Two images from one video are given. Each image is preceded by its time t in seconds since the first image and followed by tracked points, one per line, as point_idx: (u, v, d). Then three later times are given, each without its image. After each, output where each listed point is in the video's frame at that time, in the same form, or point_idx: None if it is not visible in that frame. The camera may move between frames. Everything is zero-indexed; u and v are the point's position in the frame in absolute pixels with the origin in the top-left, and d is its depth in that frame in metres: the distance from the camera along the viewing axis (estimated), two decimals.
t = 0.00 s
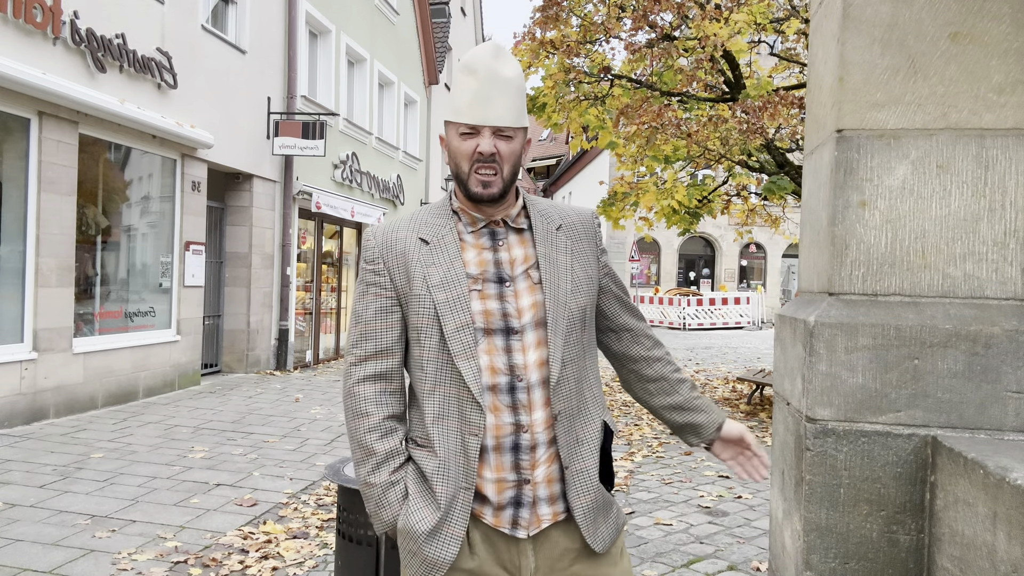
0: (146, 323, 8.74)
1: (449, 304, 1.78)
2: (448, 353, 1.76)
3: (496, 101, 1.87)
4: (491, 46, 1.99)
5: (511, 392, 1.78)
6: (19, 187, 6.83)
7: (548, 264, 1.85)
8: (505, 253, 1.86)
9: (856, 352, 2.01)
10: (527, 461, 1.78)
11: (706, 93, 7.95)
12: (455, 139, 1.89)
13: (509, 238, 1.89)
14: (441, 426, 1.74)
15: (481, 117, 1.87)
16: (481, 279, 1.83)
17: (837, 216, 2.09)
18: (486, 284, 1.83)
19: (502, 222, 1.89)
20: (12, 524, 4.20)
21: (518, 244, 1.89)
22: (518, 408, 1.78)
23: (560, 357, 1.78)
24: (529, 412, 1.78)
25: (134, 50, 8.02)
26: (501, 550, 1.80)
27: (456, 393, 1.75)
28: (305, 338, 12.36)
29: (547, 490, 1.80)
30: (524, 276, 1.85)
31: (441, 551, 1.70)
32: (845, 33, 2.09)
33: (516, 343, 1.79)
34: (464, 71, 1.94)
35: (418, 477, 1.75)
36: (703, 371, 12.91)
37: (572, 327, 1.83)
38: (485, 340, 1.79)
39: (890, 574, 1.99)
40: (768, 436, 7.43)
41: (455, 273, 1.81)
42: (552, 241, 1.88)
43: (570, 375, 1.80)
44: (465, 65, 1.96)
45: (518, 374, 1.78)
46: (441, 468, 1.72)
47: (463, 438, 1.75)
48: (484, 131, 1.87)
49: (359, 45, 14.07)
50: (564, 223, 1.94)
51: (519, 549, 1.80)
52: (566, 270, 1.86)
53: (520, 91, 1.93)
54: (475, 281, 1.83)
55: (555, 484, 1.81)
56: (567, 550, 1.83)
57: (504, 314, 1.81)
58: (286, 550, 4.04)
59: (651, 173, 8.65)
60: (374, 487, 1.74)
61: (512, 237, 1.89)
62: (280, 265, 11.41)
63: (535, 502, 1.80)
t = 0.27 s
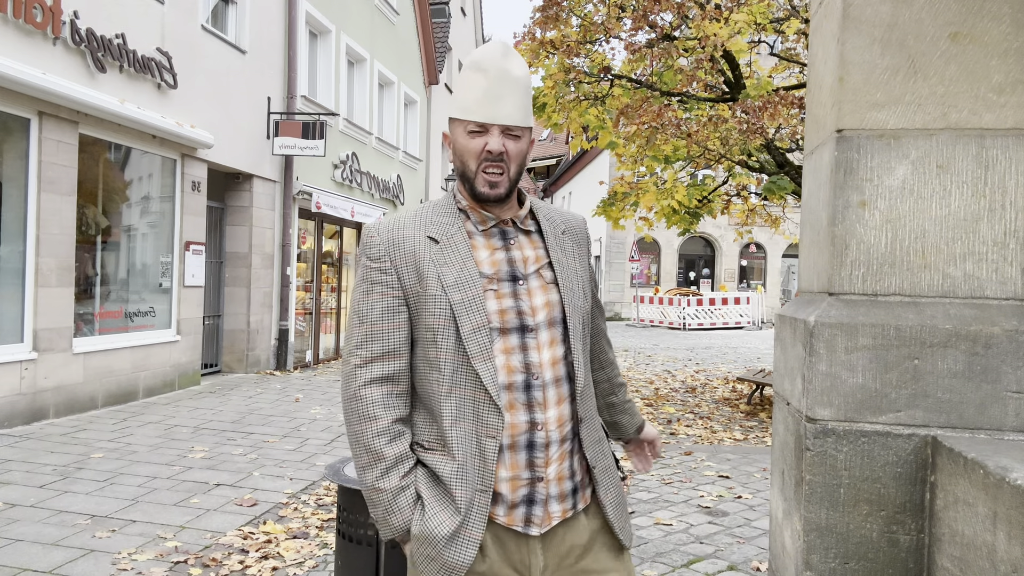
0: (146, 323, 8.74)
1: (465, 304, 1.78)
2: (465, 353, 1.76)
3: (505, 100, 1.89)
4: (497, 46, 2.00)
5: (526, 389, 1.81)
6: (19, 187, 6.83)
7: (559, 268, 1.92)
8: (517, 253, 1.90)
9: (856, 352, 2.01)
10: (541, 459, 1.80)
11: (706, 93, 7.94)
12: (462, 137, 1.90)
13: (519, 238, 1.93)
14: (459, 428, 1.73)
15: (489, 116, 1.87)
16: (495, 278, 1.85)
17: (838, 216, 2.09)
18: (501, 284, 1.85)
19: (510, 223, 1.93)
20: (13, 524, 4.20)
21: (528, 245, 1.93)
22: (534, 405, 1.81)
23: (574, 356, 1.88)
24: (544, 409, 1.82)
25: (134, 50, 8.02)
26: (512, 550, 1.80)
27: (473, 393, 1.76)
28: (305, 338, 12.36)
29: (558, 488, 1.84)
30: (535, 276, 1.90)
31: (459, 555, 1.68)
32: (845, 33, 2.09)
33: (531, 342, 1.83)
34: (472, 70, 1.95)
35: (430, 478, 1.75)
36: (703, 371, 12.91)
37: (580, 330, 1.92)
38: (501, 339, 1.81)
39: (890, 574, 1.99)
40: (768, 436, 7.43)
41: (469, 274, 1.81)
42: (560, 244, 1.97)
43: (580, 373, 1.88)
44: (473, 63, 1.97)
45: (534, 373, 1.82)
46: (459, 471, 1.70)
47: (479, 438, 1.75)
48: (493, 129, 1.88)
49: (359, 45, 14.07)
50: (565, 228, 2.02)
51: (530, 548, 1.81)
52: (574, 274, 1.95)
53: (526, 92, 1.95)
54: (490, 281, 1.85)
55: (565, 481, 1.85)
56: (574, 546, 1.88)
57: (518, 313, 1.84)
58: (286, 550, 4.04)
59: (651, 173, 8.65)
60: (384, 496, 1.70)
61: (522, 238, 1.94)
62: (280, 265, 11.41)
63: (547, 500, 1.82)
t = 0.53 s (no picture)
0: (146, 323, 8.74)
1: (473, 304, 1.78)
2: (475, 354, 1.76)
3: (519, 108, 1.88)
4: (511, 48, 1.98)
5: (533, 389, 1.81)
6: (19, 187, 6.83)
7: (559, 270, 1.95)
8: (519, 254, 1.91)
9: (856, 352, 2.01)
10: (547, 458, 1.81)
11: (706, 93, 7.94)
12: (473, 139, 1.88)
13: (520, 241, 1.95)
14: (469, 428, 1.74)
15: (502, 120, 1.86)
16: (500, 279, 1.86)
17: (838, 216, 2.09)
18: (506, 285, 1.85)
19: (511, 225, 1.95)
20: (13, 524, 4.20)
21: (529, 247, 1.95)
22: (540, 405, 1.82)
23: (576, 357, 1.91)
24: (549, 409, 1.83)
25: (134, 50, 8.02)
26: (518, 548, 1.79)
27: (482, 393, 1.76)
28: (305, 338, 12.37)
29: (561, 486, 1.85)
30: (537, 278, 1.91)
31: (471, 555, 1.68)
32: (845, 33, 2.09)
33: (535, 342, 1.84)
34: (483, 71, 1.93)
35: (437, 477, 1.75)
36: (703, 371, 12.91)
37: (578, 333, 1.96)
38: (507, 339, 1.81)
39: (890, 573, 1.99)
40: (768, 436, 7.43)
41: (477, 274, 1.81)
42: (557, 248, 2.00)
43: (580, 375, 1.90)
44: (483, 65, 1.95)
45: (540, 373, 1.82)
46: (471, 471, 1.71)
47: (488, 437, 1.75)
48: (505, 135, 1.87)
49: (359, 45, 14.07)
50: (559, 234, 2.06)
51: (535, 545, 1.80)
52: (572, 278, 1.98)
53: (535, 98, 1.95)
54: (495, 281, 1.85)
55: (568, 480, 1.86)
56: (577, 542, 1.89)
57: (523, 313, 1.84)
58: (286, 550, 4.04)
59: (651, 172, 8.65)
60: (394, 499, 1.69)
61: (522, 240, 1.95)
62: (280, 265, 11.41)
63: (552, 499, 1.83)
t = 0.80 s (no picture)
0: (146, 323, 8.74)
1: (469, 304, 1.78)
2: (472, 352, 1.76)
3: (521, 115, 1.88)
4: (517, 54, 1.98)
5: (531, 390, 1.81)
6: (19, 187, 6.83)
7: (556, 270, 1.94)
8: (515, 256, 1.91)
9: (856, 352, 2.01)
10: (545, 458, 1.81)
11: (706, 93, 7.95)
12: (473, 144, 1.88)
13: (516, 243, 1.95)
14: (467, 426, 1.74)
15: (505, 127, 1.86)
16: (496, 279, 1.86)
17: (838, 216, 2.09)
18: (502, 285, 1.85)
19: (508, 227, 1.95)
20: (12, 524, 4.20)
21: (525, 249, 1.94)
22: (538, 406, 1.81)
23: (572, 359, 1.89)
24: (547, 410, 1.83)
25: (134, 50, 8.02)
26: (517, 545, 1.79)
27: (480, 392, 1.76)
28: (305, 338, 12.36)
29: (559, 486, 1.84)
30: (534, 278, 1.91)
31: (470, 552, 1.68)
32: (845, 33, 2.09)
33: (532, 343, 1.83)
34: (485, 76, 1.93)
35: (436, 475, 1.75)
36: (703, 371, 12.91)
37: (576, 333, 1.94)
38: (504, 339, 1.81)
39: (890, 574, 1.98)
40: (768, 436, 7.43)
41: (474, 274, 1.82)
42: (553, 250, 1.99)
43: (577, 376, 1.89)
44: (485, 70, 1.94)
45: (537, 374, 1.82)
46: (469, 469, 1.70)
47: (486, 437, 1.76)
48: (506, 142, 1.87)
49: (359, 45, 14.07)
50: (556, 237, 2.04)
51: (534, 543, 1.80)
52: (569, 279, 1.97)
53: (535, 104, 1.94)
54: (492, 282, 1.85)
55: (566, 480, 1.86)
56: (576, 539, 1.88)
57: (520, 314, 1.84)
58: (286, 550, 4.04)
59: (651, 172, 8.64)
60: (394, 497, 1.69)
61: (518, 242, 1.95)
62: (280, 265, 11.41)
63: (550, 498, 1.82)
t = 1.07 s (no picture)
0: (146, 323, 8.74)
1: (460, 304, 1.79)
2: (462, 353, 1.77)
3: (520, 120, 1.88)
4: (518, 58, 1.98)
5: (522, 391, 1.80)
6: (19, 187, 6.83)
7: (553, 270, 1.92)
8: (510, 257, 1.90)
9: (856, 352, 2.01)
10: (537, 460, 1.80)
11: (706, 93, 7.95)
12: (472, 148, 1.88)
13: (513, 242, 1.93)
14: (456, 426, 1.74)
15: (504, 132, 1.86)
16: (490, 280, 1.86)
17: (838, 216, 2.09)
18: (495, 286, 1.85)
19: (506, 227, 1.94)
20: (12, 524, 4.20)
21: (521, 249, 1.93)
22: (530, 407, 1.80)
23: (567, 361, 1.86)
24: (539, 411, 1.81)
25: (134, 50, 8.02)
26: (510, 544, 1.80)
27: (470, 393, 1.76)
28: (305, 338, 12.36)
29: (552, 487, 1.83)
30: (530, 278, 1.89)
31: (456, 551, 1.69)
32: (845, 33, 2.09)
33: (525, 344, 1.82)
34: (485, 82, 1.93)
35: (427, 473, 1.76)
36: (703, 371, 12.91)
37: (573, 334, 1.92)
38: (496, 340, 1.81)
39: (890, 573, 1.99)
40: (768, 436, 7.43)
41: (466, 275, 1.82)
42: (554, 250, 1.97)
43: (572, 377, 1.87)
44: (486, 73, 1.94)
45: (530, 375, 1.81)
46: (457, 468, 1.72)
47: (477, 437, 1.75)
48: (504, 147, 1.87)
49: (359, 45, 14.07)
50: (556, 235, 2.02)
51: (527, 543, 1.80)
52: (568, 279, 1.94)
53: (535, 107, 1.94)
54: (485, 283, 1.85)
55: (559, 481, 1.85)
56: (570, 539, 1.88)
57: (513, 315, 1.84)
58: (286, 550, 4.04)
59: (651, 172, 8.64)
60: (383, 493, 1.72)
61: (515, 242, 1.94)
62: (280, 265, 11.41)
63: (542, 499, 1.82)
